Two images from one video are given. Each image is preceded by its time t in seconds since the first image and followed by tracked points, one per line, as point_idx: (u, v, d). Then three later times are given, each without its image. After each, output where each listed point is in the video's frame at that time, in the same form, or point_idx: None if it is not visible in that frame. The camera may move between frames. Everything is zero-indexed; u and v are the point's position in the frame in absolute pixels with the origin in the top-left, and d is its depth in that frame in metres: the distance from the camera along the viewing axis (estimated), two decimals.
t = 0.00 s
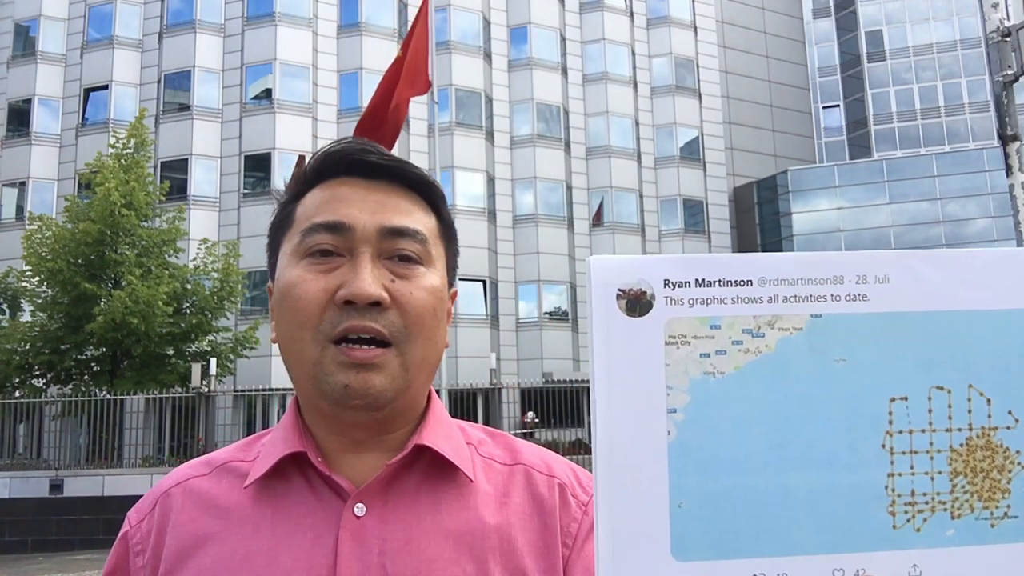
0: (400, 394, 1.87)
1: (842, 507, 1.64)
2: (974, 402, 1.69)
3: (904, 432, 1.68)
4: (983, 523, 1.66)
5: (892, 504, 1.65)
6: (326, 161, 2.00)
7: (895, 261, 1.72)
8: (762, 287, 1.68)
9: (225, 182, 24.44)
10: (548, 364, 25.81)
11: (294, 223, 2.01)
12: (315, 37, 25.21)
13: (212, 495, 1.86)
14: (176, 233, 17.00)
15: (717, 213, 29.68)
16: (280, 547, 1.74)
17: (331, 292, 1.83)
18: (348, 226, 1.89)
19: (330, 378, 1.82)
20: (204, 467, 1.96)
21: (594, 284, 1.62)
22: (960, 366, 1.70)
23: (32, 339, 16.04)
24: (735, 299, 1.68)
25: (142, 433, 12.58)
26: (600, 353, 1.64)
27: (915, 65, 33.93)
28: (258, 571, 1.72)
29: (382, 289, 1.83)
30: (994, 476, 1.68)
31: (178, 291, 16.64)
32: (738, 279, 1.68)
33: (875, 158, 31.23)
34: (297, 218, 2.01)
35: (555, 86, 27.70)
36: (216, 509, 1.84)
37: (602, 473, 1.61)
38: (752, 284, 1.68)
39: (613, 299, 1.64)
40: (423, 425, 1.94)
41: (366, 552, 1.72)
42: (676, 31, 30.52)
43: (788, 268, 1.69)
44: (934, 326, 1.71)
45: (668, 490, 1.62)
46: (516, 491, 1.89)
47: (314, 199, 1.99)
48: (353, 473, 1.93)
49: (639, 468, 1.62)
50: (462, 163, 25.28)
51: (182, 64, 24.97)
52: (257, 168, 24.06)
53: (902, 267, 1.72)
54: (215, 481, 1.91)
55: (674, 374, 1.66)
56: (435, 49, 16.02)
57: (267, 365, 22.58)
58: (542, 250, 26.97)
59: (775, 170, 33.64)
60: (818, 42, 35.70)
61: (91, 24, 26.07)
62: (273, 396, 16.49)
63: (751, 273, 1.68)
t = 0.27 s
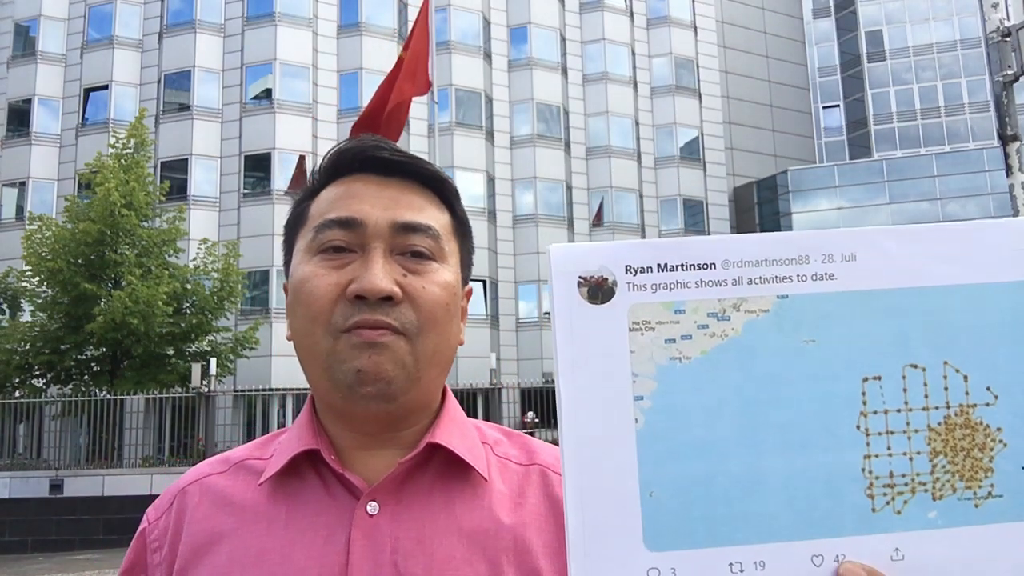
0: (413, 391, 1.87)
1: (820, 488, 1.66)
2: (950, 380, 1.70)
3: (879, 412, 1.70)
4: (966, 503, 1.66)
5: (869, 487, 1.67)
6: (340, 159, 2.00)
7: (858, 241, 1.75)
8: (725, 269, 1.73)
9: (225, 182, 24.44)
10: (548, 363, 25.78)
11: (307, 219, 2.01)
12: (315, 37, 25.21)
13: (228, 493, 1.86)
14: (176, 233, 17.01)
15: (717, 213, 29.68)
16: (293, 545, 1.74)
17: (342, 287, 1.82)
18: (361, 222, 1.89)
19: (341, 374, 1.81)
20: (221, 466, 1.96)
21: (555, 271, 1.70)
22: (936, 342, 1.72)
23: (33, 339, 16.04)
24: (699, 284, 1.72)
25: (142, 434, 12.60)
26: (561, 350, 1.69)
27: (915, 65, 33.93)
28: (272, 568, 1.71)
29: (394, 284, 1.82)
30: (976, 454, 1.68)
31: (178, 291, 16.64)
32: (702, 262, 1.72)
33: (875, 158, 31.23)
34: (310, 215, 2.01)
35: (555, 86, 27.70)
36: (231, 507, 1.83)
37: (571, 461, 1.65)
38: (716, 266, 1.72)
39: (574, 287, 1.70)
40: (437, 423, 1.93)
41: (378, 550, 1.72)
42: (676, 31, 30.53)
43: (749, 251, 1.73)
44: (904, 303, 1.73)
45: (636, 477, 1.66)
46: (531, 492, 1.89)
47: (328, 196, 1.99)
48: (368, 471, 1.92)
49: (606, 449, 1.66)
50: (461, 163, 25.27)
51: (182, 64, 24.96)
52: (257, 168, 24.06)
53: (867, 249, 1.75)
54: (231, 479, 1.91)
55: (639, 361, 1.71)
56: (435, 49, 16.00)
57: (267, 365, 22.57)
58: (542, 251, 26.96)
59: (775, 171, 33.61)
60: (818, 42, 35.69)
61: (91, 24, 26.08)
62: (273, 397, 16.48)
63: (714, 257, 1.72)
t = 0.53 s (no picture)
0: (420, 394, 1.87)
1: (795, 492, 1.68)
2: (923, 387, 1.72)
3: (852, 417, 1.72)
4: (937, 508, 1.68)
5: (842, 489, 1.69)
6: (347, 162, 2.01)
7: (839, 251, 1.75)
8: (705, 277, 1.74)
9: (224, 182, 24.43)
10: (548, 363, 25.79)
11: (315, 223, 2.01)
12: (315, 37, 25.20)
13: (235, 494, 1.86)
14: (176, 233, 17.01)
15: (717, 213, 29.68)
16: (298, 547, 1.74)
17: (350, 291, 1.83)
18: (369, 226, 1.89)
19: (349, 378, 1.82)
20: (229, 466, 1.96)
21: (542, 279, 1.72)
22: (905, 352, 1.73)
23: (33, 339, 16.05)
24: (682, 291, 1.74)
25: (142, 434, 12.60)
26: (548, 358, 1.71)
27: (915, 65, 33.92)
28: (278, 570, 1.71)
29: (400, 289, 1.83)
30: (947, 460, 1.70)
31: (178, 291, 16.64)
32: (684, 270, 1.73)
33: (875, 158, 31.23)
34: (318, 218, 2.01)
35: (554, 86, 27.71)
36: (238, 508, 1.83)
37: (554, 466, 1.68)
38: (697, 275, 1.74)
39: (560, 290, 1.73)
40: (444, 425, 1.93)
41: (383, 551, 1.72)
42: (676, 31, 30.52)
43: (729, 259, 1.74)
44: (880, 312, 1.74)
45: (619, 476, 1.68)
46: (537, 494, 1.89)
47: (334, 199, 1.99)
48: (373, 473, 1.92)
49: (588, 449, 1.69)
50: (461, 163, 25.26)
51: (182, 64, 24.96)
52: (257, 168, 24.04)
53: (847, 261, 1.75)
54: (238, 479, 1.90)
55: (622, 363, 1.72)
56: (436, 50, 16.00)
57: (267, 366, 22.56)
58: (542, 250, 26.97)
59: (775, 170, 33.60)
60: (819, 42, 35.69)
61: (91, 23, 26.07)
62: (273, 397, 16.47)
63: (695, 265, 1.74)
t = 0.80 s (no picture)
0: (418, 394, 1.87)
1: (778, 503, 1.67)
2: (905, 401, 1.71)
3: (837, 429, 1.70)
4: (917, 520, 1.68)
5: (824, 500, 1.68)
6: (347, 162, 2.01)
7: (827, 264, 1.73)
8: (694, 288, 1.71)
9: (224, 181, 24.42)
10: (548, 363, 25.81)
11: (314, 223, 2.01)
12: (315, 37, 25.20)
13: (236, 494, 1.86)
14: (176, 233, 17.01)
15: (717, 213, 29.68)
16: (298, 549, 1.74)
17: (349, 292, 1.83)
18: (368, 227, 1.89)
19: (349, 378, 1.82)
20: (229, 466, 1.96)
21: (534, 290, 1.70)
22: (889, 365, 1.72)
23: (32, 339, 16.04)
24: (670, 301, 1.71)
25: (142, 434, 12.61)
26: (538, 367, 1.68)
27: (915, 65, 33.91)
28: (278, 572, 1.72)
29: (399, 289, 1.82)
30: (929, 473, 1.69)
31: (178, 291, 16.63)
32: (672, 282, 1.70)
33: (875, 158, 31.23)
34: (317, 218, 2.01)
35: (555, 86, 27.71)
36: (238, 508, 1.83)
37: (545, 478, 1.66)
38: (686, 286, 1.71)
39: (550, 300, 1.70)
40: (443, 424, 1.93)
41: (383, 553, 1.72)
42: (676, 31, 30.51)
43: (720, 272, 1.71)
44: (867, 327, 1.73)
45: (605, 483, 1.67)
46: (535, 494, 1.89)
47: (334, 199, 1.99)
48: (372, 472, 1.92)
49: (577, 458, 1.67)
50: (461, 163, 25.25)
51: (182, 64, 24.96)
52: (257, 168, 24.03)
53: (834, 274, 1.73)
54: (238, 480, 1.90)
55: (610, 372, 1.70)
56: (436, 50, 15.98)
57: (267, 366, 22.57)
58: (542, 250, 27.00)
59: (775, 170, 33.60)
60: (819, 42, 35.69)
61: (91, 23, 26.05)
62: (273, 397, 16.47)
63: (684, 276, 1.71)
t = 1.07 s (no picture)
0: (416, 394, 1.87)
1: (780, 521, 1.66)
2: (908, 419, 1.70)
3: (840, 448, 1.69)
4: (919, 537, 1.66)
5: (827, 519, 1.67)
6: (346, 161, 2.01)
7: (830, 281, 1.71)
8: (697, 306, 1.69)
9: (224, 181, 24.42)
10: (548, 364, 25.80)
11: (312, 223, 2.01)
12: (315, 38, 25.20)
13: (235, 493, 1.86)
14: (176, 233, 17.01)
15: (717, 213, 29.68)
16: (297, 549, 1.74)
17: (347, 292, 1.83)
18: (365, 227, 1.89)
19: (346, 381, 1.83)
20: (228, 465, 1.95)
21: (532, 297, 1.65)
22: (898, 383, 1.71)
23: (32, 339, 16.05)
24: (673, 320, 1.68)
25: (142, 433, 12.61)
26: (537, 379, 1.66)
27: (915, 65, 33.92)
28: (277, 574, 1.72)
29: (396, 289, 1.82)
30: (930, 491, 1.69)
31: (178, 291, 16.63)
32: (673, 300, 1.68)
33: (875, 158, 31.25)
34: (314, 217, 2.02)
35: (555, 86, 27.72)
36: (237, 508, 1.83)
37: (545, 492, 1.65)
38: (688, 304, 1.68)
39: (550, 320, 1.66)
40: (441, 423, 1.92)
41: (380, 552, 1.72)
42: (676, 31, 30.52)
43: (722, 290, 1.69)
44: (870, 337, 1.72)
45: (608, 504, 1.65)
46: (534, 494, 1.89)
47: (332, 199, 1.99)
48: (371, 472, 1.92)
49: (579, 479, 1.65)
50: (461, 163, 25.25)
51: (182, 64, 24.96)
52: (257, 168, 24.03)
53: (837, 291, 1.72)
54: (237, 479, 1.90)
55: (611, 393, 1.69)
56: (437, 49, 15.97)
57: (267, 366, 22.58)
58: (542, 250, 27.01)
59: (774, 170, 33.61)
60: (819, 42, 35.69)
61: (91, 24, 26.04)
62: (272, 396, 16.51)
63: (686, 294, 1.68)
